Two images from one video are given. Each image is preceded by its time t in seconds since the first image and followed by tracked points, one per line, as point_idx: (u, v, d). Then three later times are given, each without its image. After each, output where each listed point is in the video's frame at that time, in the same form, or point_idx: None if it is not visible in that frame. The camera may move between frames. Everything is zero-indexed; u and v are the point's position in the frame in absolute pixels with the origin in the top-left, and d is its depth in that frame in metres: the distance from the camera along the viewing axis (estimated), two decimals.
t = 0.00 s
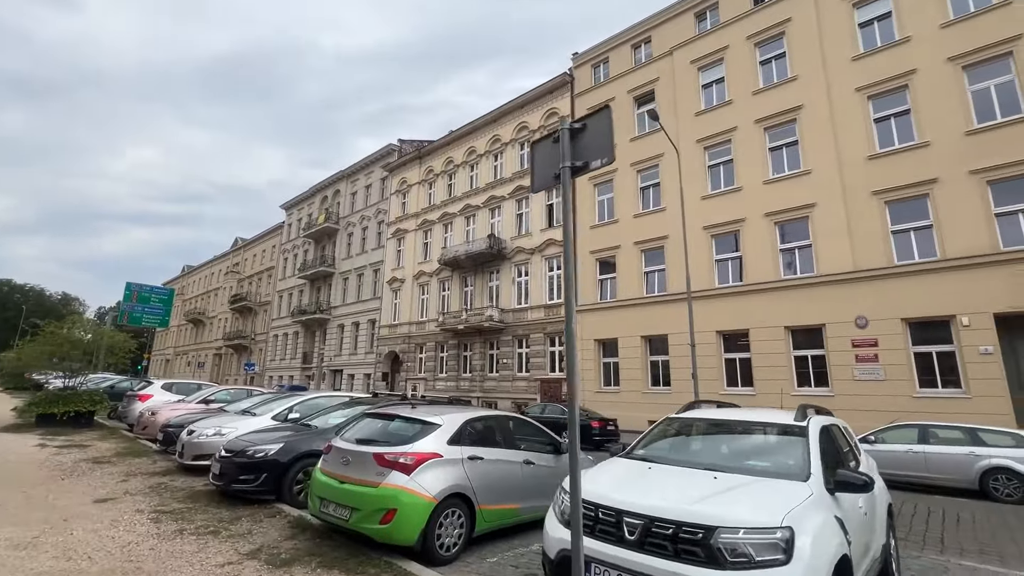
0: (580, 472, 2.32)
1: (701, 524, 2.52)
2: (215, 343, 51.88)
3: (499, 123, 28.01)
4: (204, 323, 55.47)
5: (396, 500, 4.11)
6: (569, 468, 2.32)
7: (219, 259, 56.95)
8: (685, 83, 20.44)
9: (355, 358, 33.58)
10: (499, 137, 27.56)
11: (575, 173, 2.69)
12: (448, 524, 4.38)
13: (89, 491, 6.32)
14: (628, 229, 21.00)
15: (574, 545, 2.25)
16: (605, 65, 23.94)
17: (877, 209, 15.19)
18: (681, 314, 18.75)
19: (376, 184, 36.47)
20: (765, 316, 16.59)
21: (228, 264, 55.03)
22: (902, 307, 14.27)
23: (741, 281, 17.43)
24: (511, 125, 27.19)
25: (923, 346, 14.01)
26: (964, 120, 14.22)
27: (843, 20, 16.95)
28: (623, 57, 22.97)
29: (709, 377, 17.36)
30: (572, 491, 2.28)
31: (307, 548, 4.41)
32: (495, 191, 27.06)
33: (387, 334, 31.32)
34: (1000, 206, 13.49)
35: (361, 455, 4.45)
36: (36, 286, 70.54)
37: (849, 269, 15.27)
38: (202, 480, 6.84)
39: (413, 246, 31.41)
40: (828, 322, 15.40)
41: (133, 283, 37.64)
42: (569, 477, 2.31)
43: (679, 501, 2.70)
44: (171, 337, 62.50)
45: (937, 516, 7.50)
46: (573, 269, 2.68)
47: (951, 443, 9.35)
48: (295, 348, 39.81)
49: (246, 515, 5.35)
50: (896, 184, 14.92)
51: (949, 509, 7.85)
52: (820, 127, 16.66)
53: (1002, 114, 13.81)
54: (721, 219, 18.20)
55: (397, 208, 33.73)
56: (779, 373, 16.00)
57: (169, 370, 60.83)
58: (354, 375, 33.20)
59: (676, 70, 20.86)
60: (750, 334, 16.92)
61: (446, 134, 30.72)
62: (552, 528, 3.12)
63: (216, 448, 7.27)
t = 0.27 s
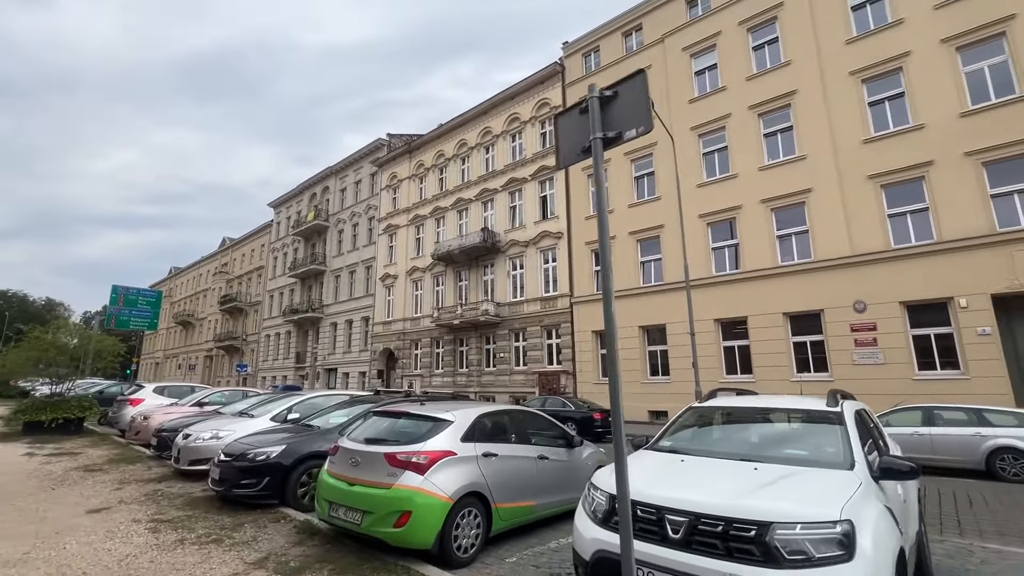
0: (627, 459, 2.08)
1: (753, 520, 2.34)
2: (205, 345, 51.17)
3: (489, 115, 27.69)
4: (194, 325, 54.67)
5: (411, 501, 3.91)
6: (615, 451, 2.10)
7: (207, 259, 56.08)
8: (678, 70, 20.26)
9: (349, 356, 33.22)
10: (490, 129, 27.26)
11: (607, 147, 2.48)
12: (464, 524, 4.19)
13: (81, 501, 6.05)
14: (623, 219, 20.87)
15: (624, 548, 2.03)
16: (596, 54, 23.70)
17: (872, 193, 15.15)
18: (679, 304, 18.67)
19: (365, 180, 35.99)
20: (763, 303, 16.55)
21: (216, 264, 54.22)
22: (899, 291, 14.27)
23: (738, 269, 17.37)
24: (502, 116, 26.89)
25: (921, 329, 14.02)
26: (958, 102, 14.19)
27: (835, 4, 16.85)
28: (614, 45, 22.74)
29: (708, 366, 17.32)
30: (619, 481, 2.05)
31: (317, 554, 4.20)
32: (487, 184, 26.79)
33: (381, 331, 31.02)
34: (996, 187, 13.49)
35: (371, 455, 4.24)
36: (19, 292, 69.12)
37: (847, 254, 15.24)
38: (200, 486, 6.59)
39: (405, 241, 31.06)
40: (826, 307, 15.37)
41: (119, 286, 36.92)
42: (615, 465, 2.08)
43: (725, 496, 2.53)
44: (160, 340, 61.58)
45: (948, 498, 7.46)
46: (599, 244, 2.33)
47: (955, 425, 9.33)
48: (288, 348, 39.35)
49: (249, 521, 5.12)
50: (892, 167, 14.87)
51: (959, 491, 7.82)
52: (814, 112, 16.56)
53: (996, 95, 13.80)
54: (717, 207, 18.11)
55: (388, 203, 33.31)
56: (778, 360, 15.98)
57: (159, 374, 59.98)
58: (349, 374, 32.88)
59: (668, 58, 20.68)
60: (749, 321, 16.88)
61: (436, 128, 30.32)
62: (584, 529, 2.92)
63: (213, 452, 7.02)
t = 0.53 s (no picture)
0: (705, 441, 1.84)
1: (841, 513, 2.11)
2: (205, 350, 50.85)
3: (484, 107, 27.33)
4: (193, 330, 54.31)
5: (440, 503, 3.66)
6: (691, 431, 1.86)
7: (203, 264, 55.63)
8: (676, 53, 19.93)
9: (351, 355, 32.97)
10: (486, 121, 26.91)
11: (661, 103, 2.22)
12: (497, 525, 3.94)
13: (87, 514, 5.79)
14: (625, 208, 20.61)
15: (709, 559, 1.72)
16: (592, 40, 23.33)
17: (880, 170, 14.90)
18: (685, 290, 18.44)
19: (361, 177, 35.60)
20: (772, 287, 16.33)
21: (213, 268, 53.77)
22: (910, 269, 14.06)
23: (745, 253, 17.14)
24: (498, 107, 26.53)
25: (934, 306, 13.81)
26: (966, 74, 13.94)
27: None
28: (610, 30, 22.38)
29: (718, 352, 17.11)
30: (698, 466, 1.81)
31: (340, 563, 3.95)
32: (485, 177, 26.46)
33: (383, 330, 30.76)
34: (1006, 160, 13.26)
35: (395, 455, 4.00)
36: (14, 304, 68.53)
37: (855, 234, 15.00)
38: (210, 494, 6.33)
39: (404, 238, 30.74)
40: (836, 289, 15.15)
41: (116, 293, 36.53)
42: (692, 447, 1.84)
43: (803, 487, 2.28)
44: (159, 347, 61.18)
45: (978, 477, 7.27)
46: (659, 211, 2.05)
47: (978, 402, 9.13)
48: (289, 350, 39.06)
49: (265, 529, 4.87)
50: (899, 144, 14.63)
51: (988, 469, 7.63)
52: (818, 91, 16.26)
53: (1004, 66, 13.55)
54: (721, 190, 17.84)
55: (384, 200, 32.95)
56: (788, 344, 15.78)
57: (160, 381, 59.65)
58: (352, 374, 32.64)
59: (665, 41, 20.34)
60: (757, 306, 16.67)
61: (431, 122, 29.93)
62: (636, 526, 2.70)
63: (222, 458, 6.77)
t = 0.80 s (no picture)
0: (798, 443, 1.64)
1: (947, 522, 2.03)
2: (211, 357, 50.79)
3: (485, 104, 27.08)
4: (198, 337, 54.25)
5: (472, 513, 3.45)
6: (781, 432, 1.65)
7: (206, 270, 55.55)
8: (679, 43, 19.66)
9: (357, 358, 32.80)
10: (487, 117, 26.66)
11: (725, 69, 1.98)
12: (531, 533, 3.74)
13: (99, 529, 5.61)
14: (631, 201, 20.36)
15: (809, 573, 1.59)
16: (592, 33, 23.06)
17: (893, 154, 14.62)
18: (695, 283, 18.20)
19: (361, 178, 35.38)
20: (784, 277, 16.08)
21: (215, 275, 53.67)
22: (927, 255, 13.79)
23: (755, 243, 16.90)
24: (498, 104, 26.28)
25: (952, 292, 13.54)
26: (979, 54, 13.66)
27: None
28: (610, 22, 22.09)
29: (730, 345, 16.87)
30: (791, 472, 1.62)
31: None
32: (488, 174, 26.23)
33: (389, 331, 30.59)
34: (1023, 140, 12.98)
35: (421, 463, 3.80)
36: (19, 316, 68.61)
37: (869, 220, 14.73)
38: (225, 505, 6.14)
39: (407, 238, 30.53)
40: (850, 277, 14.88)
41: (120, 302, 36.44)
42: (783, 448, 1.64)
43: (898, 494, 2.21)
44: (165, 355, 61.16)
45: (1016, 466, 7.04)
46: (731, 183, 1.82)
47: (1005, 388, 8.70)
48: (295, 354, 38.92)
49: (285, 542, 4.68)
50: (911, 127, 14.36)
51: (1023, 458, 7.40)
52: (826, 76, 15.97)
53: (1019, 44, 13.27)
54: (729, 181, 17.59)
55: (386, 200, 32.75)
56: (802, 334, 15.53)
57: (166, 389, 59.66)
58: (358, 376, 32.48)
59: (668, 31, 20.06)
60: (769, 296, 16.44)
61: (431, 120, 29.69)
62: (697, 533, 2.51)
63: (236, 468, 6.59)
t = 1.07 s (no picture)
0: (939, 443, 1.36)
1: None
2: (217, 361, 50.74)
3: (490, 102, 26.87)
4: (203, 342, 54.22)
5: (514, 520, 3.21)
6: (915, 428, 1.36)
7: (211, 274, 55.54)
8: (688, 36, 19.41)
9: (364, 360, 32.62)
10: (493, 116, 26.45)
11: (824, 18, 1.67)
12: (575, 540, 3.50)
13: (112, 539, 5.39)
14: (641, 197, 20.10)
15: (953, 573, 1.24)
16: (598, 28, 22.81)
17: (912, 144, 14.31)
18: (708, 279, 17.91)
19: (366, 180, 35.22)
20: (800, 272, 15.81)
21: (221, 279, 53.63)
22: (949, 247, 13.45)
23: (770, 238, 16.65)
24: (504, 102, 26.07)
25: (976, 285, 13.20)
26: (1000, 40, 13.37)
27: None
28: (617, 17, 21.84)
29: (746, 342, 16.57)
30: (927, 473, 1.34)
31: None
32: (494, 173, 26.00)
33: (396, 333, 30.38)
34: None
35: (454, 466, 3.57)
36: (25, 323, 68.74)
37: (888, 213, 14.42)
38: (241, 513, 5.91)
39: (413, 239, 30.33)
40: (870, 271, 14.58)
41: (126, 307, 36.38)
42: (917, 447, 1.37)
43: (1013, 499, 2.20)
44: (171, 360, 61.16)
45: None
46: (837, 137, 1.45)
47: None
48: (301, 357, 38.77)
49: (307, 552, 4.45)
50: (929, 117, 14.05)
51: None
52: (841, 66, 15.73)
53: None
54: (742, 175, 17.31)
55: (391, 201, 32.58)
56: (821, 330, 15.23)
57: (173, 394, 59.65)
58: (366, 379, 32.28)
59: (676, 25, 19.81)
60: (785, 292, 16.15)
61: (435, 120, 29.49)
62: (783, 544, 2.41)
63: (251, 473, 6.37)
